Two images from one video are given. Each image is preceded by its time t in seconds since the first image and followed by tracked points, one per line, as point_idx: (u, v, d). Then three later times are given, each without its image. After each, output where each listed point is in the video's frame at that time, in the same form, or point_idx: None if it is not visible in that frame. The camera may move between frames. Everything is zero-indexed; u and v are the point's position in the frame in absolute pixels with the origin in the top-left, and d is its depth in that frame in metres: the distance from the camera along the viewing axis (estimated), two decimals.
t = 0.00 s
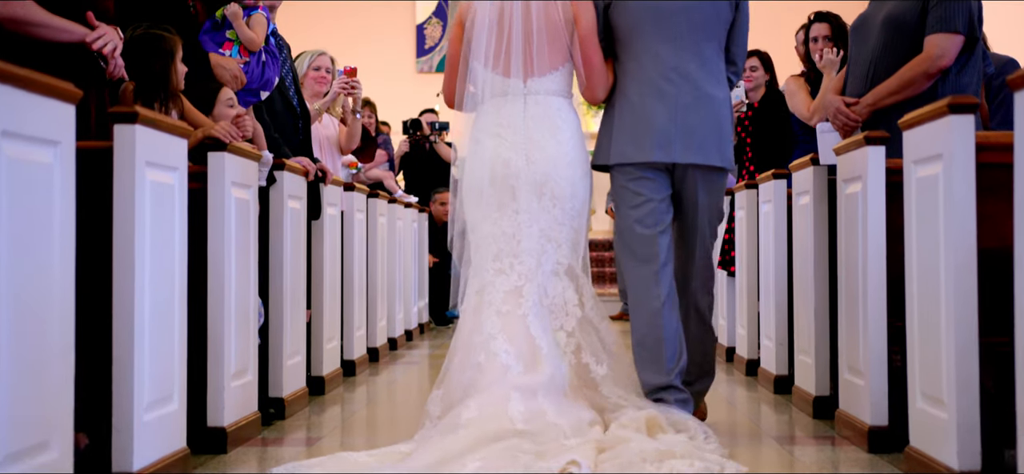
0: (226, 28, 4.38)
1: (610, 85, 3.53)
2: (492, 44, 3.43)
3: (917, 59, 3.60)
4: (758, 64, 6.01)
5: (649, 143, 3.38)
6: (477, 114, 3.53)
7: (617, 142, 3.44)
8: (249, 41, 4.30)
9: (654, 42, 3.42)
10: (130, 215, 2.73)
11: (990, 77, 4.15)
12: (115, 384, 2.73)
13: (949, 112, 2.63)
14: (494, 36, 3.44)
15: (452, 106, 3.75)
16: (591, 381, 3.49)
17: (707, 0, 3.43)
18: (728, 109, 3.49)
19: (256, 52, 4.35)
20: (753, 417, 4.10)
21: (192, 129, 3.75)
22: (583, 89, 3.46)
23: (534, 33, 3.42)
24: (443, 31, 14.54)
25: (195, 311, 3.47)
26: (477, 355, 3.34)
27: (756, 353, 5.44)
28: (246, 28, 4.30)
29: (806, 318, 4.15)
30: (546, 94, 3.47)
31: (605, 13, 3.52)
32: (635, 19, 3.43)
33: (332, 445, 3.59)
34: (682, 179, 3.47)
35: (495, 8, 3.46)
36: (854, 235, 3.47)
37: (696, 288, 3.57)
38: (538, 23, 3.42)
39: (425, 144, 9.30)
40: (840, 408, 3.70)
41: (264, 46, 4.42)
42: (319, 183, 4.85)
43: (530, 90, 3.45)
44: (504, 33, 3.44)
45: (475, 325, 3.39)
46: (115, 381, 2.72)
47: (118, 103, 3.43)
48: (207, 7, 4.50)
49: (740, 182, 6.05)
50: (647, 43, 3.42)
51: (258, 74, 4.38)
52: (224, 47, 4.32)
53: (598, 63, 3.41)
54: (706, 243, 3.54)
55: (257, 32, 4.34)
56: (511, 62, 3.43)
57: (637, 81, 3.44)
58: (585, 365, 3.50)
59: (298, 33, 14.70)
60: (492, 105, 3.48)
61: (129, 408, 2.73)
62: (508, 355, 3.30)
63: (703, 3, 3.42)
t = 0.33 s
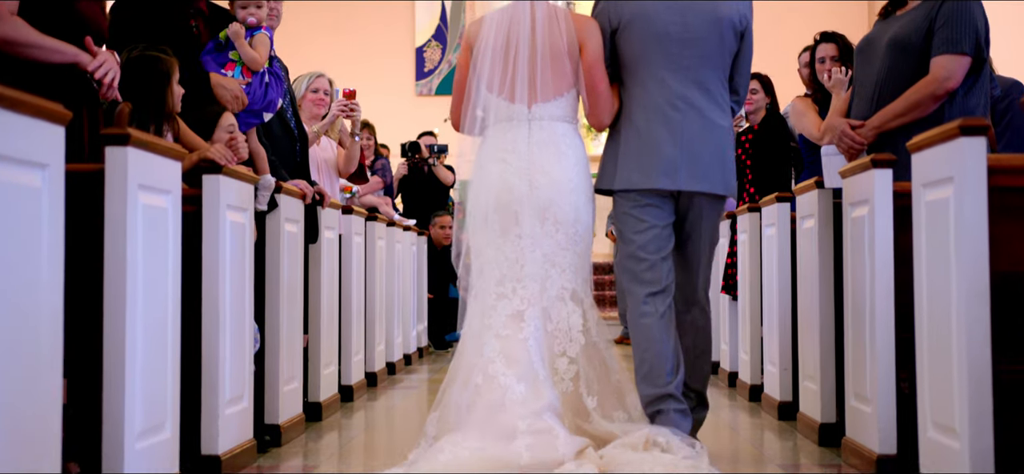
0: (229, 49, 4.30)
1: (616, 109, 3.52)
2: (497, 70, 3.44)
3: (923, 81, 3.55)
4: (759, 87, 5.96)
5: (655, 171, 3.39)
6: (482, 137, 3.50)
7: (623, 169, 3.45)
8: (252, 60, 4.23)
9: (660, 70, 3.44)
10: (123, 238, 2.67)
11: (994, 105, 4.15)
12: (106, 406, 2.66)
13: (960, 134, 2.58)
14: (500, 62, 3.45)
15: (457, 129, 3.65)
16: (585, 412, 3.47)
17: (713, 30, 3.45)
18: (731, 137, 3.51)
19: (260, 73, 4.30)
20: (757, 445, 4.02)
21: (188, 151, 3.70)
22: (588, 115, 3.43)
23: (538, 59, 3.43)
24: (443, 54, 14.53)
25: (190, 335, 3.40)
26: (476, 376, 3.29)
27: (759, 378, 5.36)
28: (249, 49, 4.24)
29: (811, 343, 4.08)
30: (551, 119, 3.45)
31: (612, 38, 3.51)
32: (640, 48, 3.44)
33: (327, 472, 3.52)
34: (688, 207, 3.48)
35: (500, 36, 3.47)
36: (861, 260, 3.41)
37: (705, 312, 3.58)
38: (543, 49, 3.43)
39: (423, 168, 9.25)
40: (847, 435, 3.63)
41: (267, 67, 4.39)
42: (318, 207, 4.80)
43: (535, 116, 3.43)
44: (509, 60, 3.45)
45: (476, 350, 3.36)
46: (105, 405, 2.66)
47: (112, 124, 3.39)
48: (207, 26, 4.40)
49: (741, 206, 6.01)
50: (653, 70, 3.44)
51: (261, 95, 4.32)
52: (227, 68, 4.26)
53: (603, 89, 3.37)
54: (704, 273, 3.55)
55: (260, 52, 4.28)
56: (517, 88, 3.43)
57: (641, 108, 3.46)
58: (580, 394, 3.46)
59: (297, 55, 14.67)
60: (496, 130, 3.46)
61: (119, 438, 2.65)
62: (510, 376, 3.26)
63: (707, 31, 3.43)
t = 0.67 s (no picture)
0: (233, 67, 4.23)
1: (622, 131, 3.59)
2: (505, 88, 3.57)
3: (931, 101, 3.49)
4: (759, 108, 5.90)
5: (660, 193, 3.49)
6: (490, 158, 3.64)
7: (628, 192, 3.54)
8: (253, 77, 4.16)
9: (667, 94, 3.54)
10: (114, 260, 2.61)
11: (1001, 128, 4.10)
12: (96, 431, 2.59)
13: (973, 155, 2.52)
14: (508, 83, 3.58)
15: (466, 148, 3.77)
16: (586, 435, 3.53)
17: (717, 56, 3.57)
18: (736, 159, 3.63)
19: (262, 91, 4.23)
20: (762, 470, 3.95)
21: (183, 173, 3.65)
22: (595, 136, 3.51)
23: (547, 80, 3.56)
24: (443, 75, 14.48)
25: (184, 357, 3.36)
26: (479, 389, 3.37)
27: (763, 402, 5.28)
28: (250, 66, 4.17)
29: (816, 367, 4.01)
30: (560, 142, 3.59)
31: (619, 60, 3.60)
32: (648, 71, 3.55)
33: None
34: (694, 234, 3.58)
35: (508, 57, 3.61)
36: (868, 282, 3.35)
37: (703, 334, 3.56)
38: (552, 69, 3.55)
39: (421, 190, 9.19)
40: (854, 461, 3.56)
41: (270, 86, 4.30)
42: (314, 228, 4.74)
43: (543, 136, 3.57)
44: (517, 81, 3.58)
45: (480, 368, 3.44)
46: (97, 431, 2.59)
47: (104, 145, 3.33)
48: (213, 45, 4.25)
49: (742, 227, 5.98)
50: (660, 95, 3.54)
51: (262, 113, 4.22)
52: (229, 86, 4.20)
53: (613, 109, 3.46)
54: (705, 299, 3.57)
55: (262, 70, 4.21)
56: (525, 109, 3.56)
57: (648, 131, 3.55)
58: (580, 417, 3.53)
59: (297, 76, 14.65)
60: (505, 150, 3.59)
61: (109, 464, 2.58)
62: (514, 391, 3.35)
63: (712, 57, 3.55)
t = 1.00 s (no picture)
0: (235, 85, 4.12)
1: (627, 151, 3.54)
2: (512, 107, 3.58)
3: (938, 119, 3.43)
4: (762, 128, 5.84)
5: (664, 213, 3.45)
6: (497, 176, 3.61)
7: (632, 209, 3.48)
8: (256, 98, 4.09)
9: (671, 113, 3.50)
10: (104, 282, 2.54)
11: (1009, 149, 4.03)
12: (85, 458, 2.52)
13: (986, 173, 2.46)
14: (515, 103, 3.59)
15: (471, 168, 3.70)
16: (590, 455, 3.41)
17: (721, 75, 3.53)
18: (740, 181, 3.58)
19: (264, 110, 4.17)
20: None
21: (177, 192, 3.58)
22: (600, 158, 3.51)
23: (554, 98, 3.56)
24: (443, 94, 14.44)
25: (177, 377, 3.27)
26: (484, 406, 3.44)
27: (767, 425, 5.20)
28: (252, 86, 4.10)
29: (823, 391, 3.93)
30: (563, 162, 3.58)
31: (624, 80, 3.55)
32: (651, 90, 3.50)
33: None
34: (695, 254, 3.53)
35: (516, 77, 3.62)
36: (876, 302, 3.28)
37: (707, 353, 3.50)
38: (559, 89, 3.57)
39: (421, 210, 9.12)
40: None
41: (273, 106, 4.25)
42: (313, 247, 4.67)
43: (548, 155, 3.55)
44: (525, 100, 3.59)
45: (488, 383, 3.49)
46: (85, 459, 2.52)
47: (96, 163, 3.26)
48: (217, 62, 4.12)
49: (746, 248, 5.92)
50: (664, 113, 3.49)
51: (264, 133, 4.16)
52: (230, 104, 4.10)
53: (617, 129, 3.45)
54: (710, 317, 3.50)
55: (263, 90, 4.15)
56: (532, 128, 3.55)
57: (651, 151, 3.50)
58: (591, 438, 3.43)
59: (297, 95, 14.61)
60: (510, 169, 3.57)
61: None
62: (515, 415, 3.39)
63: (716, 76, 3.51)
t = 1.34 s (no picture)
0: (235, 102, 4.08)
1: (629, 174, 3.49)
2: (515, 130, 3.51)
3: (947, 136, 3.37)
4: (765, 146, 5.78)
5: (664, 232, 3.40)
6: (498, 199, 3.54)
7: (633, 228, 3.43)
8: (257, 117, 4.04)
9: (673, 133, 3.44)
10: (94, 300, 2.47)
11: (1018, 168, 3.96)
12: None
13: (1000, 190, 2.40)
14: (518, 126, 3.52)
15: (471, 189, 3.64)
16: None
17: (723, 94, 3.46)
18: (743, 200, 3.52)
19: (265, 128, 4.13)
20: None
21: (171, 210, 3.51)
22: (603, 181, 3.46)
23: (558, 121, 3.50)
24: (443, 112, 14.38)
25: (171, 394, 3.26)
26: (487, 431, 3.40)
27: (772, 445, 5.11)
28: (253, 104, 4.05)
29: (830, 413, 3.86)
30: (564, 184, 3.52)
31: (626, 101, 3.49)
32: (653, 110, 3.44)
33: None
34: (697, 271, 3.46)
35: (520, 100, 3.55)
36: (885, 321, 3.21)
37: (711, 373, 3.42)
38: (562, 110, 3.50)
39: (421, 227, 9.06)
40: None
41: (273, 125, 4.19)
42: (310, 265, 4.58)
43: (551, 178, 3.49)
44: (528, 123, 3.53)
45: (490, 407, 3.43)
46: None
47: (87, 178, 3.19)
48: (217, 78, 4.06)
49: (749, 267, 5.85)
50: (665, 132, 3.43)
51: (264, 151, 4.11)
52: (231, 121, 4.07)
53: (620, 151, 3.40)
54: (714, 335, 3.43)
55: (265, 108, 4.09)
56: (534, 150, 3.49)
57: (653, 170, 3.44)
58: (594, 461, 3.38)
59: (297, 112, 14.57)
60: (513, 192, 3.51)
61: None
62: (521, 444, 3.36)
63: (719, 95, 3.45)
